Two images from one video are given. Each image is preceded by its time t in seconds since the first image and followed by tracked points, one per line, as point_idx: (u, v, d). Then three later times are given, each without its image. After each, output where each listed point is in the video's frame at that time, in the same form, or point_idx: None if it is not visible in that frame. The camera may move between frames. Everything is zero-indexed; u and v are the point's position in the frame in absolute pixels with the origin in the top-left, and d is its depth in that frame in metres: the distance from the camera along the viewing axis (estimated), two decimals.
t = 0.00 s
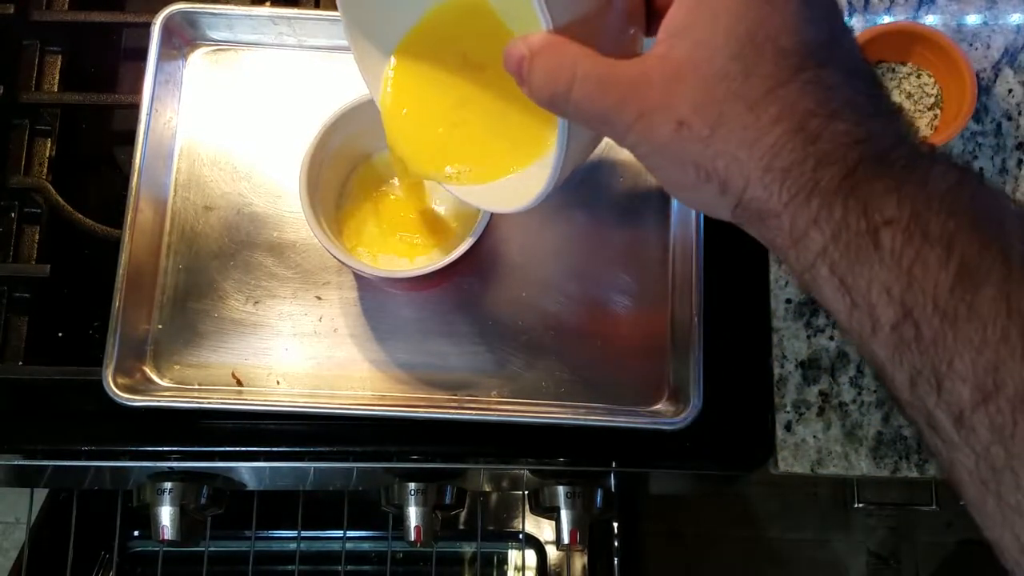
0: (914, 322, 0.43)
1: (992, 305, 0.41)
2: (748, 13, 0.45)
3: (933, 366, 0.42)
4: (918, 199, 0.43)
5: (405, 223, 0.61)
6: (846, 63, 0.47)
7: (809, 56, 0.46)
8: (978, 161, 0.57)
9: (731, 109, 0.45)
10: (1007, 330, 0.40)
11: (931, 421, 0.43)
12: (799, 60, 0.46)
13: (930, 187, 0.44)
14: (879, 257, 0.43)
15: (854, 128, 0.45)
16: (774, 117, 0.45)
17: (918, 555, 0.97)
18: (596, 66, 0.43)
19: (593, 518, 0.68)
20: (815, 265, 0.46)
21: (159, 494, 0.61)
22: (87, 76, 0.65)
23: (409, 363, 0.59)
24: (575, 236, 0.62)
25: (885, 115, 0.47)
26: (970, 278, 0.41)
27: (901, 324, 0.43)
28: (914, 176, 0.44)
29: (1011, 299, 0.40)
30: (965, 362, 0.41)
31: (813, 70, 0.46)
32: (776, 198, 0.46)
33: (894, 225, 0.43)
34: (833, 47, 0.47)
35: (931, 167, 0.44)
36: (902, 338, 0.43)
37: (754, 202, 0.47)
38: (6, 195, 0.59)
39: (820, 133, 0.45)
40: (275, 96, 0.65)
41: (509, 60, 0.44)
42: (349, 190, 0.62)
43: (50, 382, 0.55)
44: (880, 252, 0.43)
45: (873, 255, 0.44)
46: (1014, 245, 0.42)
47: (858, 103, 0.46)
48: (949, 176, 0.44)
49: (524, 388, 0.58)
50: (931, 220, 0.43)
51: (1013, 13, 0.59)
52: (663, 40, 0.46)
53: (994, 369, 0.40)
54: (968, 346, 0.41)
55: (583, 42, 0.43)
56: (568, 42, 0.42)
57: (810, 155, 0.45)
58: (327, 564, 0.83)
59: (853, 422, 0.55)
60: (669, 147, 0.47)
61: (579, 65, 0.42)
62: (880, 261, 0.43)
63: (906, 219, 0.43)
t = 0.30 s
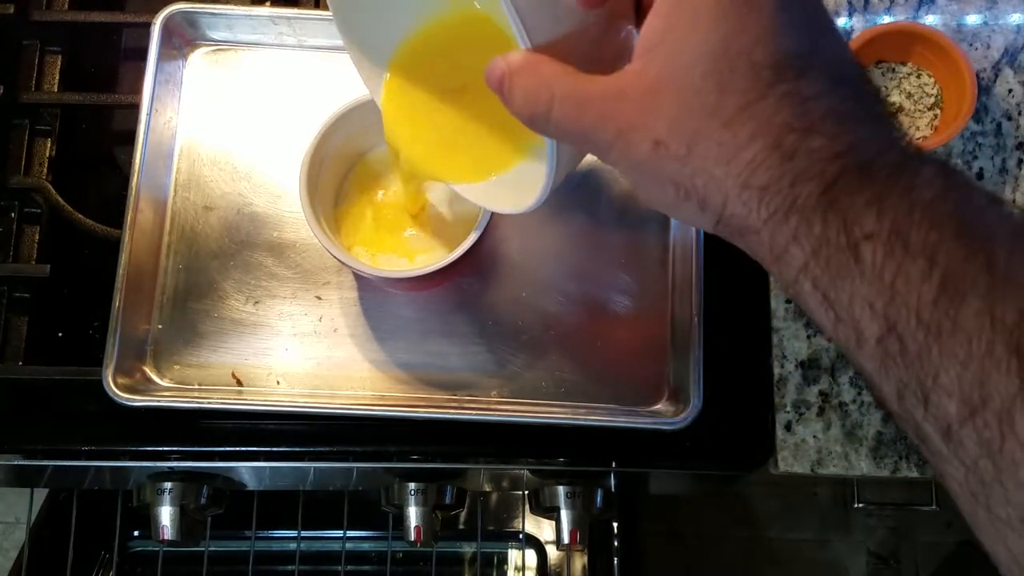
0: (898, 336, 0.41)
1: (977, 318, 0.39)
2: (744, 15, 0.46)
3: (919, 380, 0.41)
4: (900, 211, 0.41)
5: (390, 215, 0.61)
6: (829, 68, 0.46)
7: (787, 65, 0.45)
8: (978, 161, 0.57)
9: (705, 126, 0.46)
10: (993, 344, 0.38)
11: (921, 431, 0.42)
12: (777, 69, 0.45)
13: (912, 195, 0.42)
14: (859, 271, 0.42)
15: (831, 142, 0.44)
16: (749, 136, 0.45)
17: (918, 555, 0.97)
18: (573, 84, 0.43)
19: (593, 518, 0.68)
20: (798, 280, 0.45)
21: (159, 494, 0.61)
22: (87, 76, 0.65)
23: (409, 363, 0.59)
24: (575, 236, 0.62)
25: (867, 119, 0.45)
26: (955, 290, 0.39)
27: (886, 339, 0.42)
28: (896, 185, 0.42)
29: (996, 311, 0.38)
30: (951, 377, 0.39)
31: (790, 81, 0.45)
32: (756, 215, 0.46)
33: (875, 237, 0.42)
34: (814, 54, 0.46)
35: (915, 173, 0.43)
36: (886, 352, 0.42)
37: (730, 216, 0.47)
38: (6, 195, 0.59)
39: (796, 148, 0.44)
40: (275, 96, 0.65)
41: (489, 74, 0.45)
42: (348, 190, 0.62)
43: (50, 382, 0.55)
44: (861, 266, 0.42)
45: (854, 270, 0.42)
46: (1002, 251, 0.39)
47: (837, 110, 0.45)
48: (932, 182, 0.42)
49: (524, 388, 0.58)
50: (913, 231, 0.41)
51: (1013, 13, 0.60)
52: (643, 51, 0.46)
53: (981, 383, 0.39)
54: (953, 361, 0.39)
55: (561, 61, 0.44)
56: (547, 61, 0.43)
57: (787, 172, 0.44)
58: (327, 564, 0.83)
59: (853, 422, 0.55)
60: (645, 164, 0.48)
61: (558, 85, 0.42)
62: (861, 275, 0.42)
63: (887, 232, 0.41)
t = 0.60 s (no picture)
0: (869, 377, 0.42)
1: (945, 359, 0.40)
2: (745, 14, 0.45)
3: (893, 419, 0.42)
4: (863, 253, 0.42)
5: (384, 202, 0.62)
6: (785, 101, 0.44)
7: (740, 108, 0.43)
8: (978, 161, 0.57)
9: (662, 186, 0.44)
10: (962, 383, 0.39)
11: (900, 464, 0.43)
12: (727, 118, 0.43)
13: (874, 232, 0.42)
14: (825, 315, 0.42)
15: (788, 190, 0.43)
16: (709, 191, 0.44)
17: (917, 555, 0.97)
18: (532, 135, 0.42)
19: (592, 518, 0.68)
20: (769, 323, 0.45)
21: (159, 494, 0.61)
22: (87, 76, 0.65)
23: (409, 363, 0.59)
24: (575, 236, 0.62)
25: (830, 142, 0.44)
26: (921, 331, 0.40)
27: (857, 379, 0.42)
28: (857, 224, 0.42)
29: (964, 351, 0.39)
30: (924, 416, 0.40)
31: (740, 131, 0.43)
32: (722, 265, 0.46)
33: (840, 280, 0.42)
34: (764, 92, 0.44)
35: (878, 205, 0.42)
36: (859, 392, 0.42)
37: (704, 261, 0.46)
38: (6, 195, 0.59)
39: (754, 202, 0.43)
40: (276, 96, 0.65)
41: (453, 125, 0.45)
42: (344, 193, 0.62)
43: (50, 381, 0.55)
44: (826, 311, 0.42)
45: (820, 315, 0.43)
46: (967, 287, 0.40)
47: (792, 146, 0.43)
48: (898, 210, 0.42)
49: (524, 388, 0.58)
50: (877, 270, 0.41)
51: (1013, 13, 0.60)
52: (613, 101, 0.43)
53: (953, 422, 0.39)
54: (923, 401, 0.40)
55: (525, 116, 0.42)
56: (509, 120, 0.42)
57: (746, 227, 0.44)
58: (327, 564, 0.83)
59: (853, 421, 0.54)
60: (612, 220, 0.47)
61: (519, 145, 0.42)
62: (827, 319, 0.42)
63: (850, 276, 0.42)
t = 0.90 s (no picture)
0: (837, 423, 0.44)
1: (904, 408, 0.42)
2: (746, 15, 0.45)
3: (865, 459, 0.44)
4: (815, 312, 0.44)
5: (384, 192, 0.60)
6: (725, 163, 0.44)
7: (682, 195, 0.44)
8: (978, 161, 0.57)
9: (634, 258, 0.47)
10: (924, 430, 0.41)
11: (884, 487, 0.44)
12: (671, 211, 0.44)
13: (826, 290, 0.44)
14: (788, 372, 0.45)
15: (740, 269, 0.45)
16: (666, 278, 0.47)
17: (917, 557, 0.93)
18: (499, 220, 0.46)
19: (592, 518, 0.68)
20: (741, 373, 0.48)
21: (159, 494, 0.61)
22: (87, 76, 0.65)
23: (409, 363, 0.59)
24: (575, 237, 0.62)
25: (781, 195, 0.45)
26: (879, 382, 0.42)
27: (827, 425, 0.45)
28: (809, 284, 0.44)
29: (922, 401, 0.41)
30: (891, 460, 0.43)
31: (681, 223, 0.45)
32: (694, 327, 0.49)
33: (799, 339, 0.44)
34: (701, 172, 0.44)
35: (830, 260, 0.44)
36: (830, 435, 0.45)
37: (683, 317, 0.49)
38: (6, 195, 0.59)
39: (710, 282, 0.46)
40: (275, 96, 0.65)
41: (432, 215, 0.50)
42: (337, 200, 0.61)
43: (51, 381, 0.55)
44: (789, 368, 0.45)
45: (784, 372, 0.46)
46: (921, 336, 0.42)
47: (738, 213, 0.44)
48: (850, 261, 0.44)
49: (524, 388, 0.58)
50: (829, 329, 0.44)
51: (1013, 13, 0.60)
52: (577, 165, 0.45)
53: (919, 465, 0.42)
54: (890, 445, 0.42)
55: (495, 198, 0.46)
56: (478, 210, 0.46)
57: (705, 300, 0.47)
58: (327, 564, 0.83)
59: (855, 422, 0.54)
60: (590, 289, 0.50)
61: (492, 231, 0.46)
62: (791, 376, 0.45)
63: (806, 337, 0.44)
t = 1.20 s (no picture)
0: (841, 448, 0.46)
1: (897, 436, 0.43)
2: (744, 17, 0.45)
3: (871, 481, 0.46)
4: (809, 350, 0.46)
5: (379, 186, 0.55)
6: (718, 221, 0.45)
7: (681, 266, 0.45)
8: (978, 161, 0.57)
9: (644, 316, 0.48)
10: (920, 455, 0.43)
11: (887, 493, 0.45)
12: (674, 281, 0.46)
13: (820, 330, 0.46)
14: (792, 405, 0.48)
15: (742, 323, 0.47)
16: (679, 335, 0.49)
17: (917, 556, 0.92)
18: (515, 274, 0.48)
19: (592, 518, 0.68)
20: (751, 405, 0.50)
21: (158, 494, 0.61)
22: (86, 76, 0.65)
23: (408, 364, 0.59)
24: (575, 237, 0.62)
25: (773, 245, 0.46)
26: (874, 411, 0.44)
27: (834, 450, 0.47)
28: (804, 322, 0.46)
29: (913, 429, 0.43)
30: (893, 484, 0.44)
31: (684, 290, 0.46)
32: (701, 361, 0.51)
33: (800, 376, 0.46)
34: (697, 244, 0.45)
35: (821, 298, 0.46)
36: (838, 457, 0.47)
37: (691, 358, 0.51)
38: (5, 195, 0.59)
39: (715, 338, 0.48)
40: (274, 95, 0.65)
41: (454, 277, 0.52)
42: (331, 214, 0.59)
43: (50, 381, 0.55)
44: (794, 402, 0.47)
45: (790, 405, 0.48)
46: (910, 366, 0.43)
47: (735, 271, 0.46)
48: (843, 296, 0.45)
49: (524, 389, 0.59)
50: (825, 365, 0.45)
51: (1013, 13, 0.60)
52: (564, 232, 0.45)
53: (917, 488, 0.43)
54: (891, 469, 0.44)
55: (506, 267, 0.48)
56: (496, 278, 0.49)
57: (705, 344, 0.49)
58: (327, 564, 0.83)
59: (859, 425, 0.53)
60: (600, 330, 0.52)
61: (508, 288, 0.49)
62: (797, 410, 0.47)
63: (805, 373, 0.46)
